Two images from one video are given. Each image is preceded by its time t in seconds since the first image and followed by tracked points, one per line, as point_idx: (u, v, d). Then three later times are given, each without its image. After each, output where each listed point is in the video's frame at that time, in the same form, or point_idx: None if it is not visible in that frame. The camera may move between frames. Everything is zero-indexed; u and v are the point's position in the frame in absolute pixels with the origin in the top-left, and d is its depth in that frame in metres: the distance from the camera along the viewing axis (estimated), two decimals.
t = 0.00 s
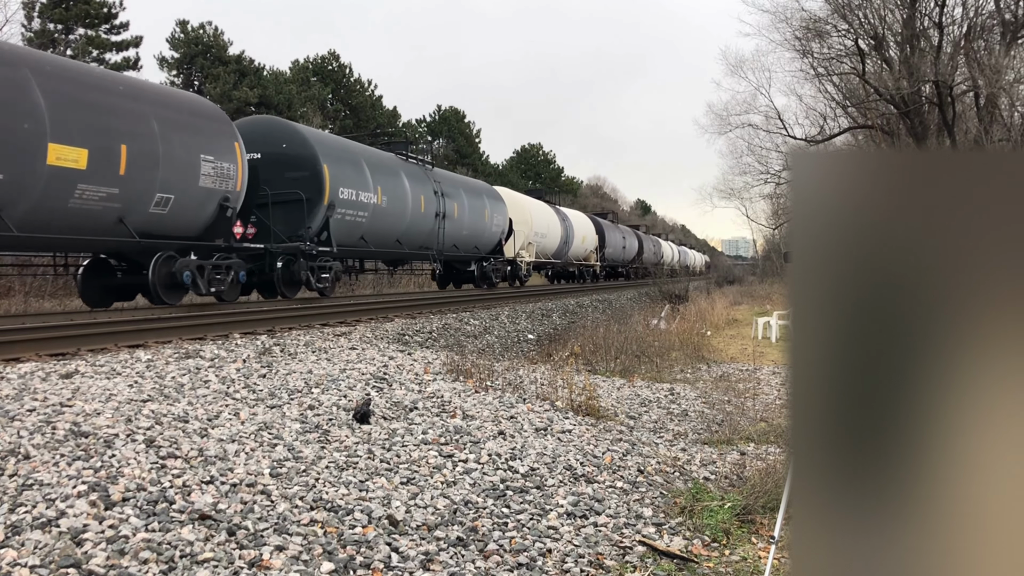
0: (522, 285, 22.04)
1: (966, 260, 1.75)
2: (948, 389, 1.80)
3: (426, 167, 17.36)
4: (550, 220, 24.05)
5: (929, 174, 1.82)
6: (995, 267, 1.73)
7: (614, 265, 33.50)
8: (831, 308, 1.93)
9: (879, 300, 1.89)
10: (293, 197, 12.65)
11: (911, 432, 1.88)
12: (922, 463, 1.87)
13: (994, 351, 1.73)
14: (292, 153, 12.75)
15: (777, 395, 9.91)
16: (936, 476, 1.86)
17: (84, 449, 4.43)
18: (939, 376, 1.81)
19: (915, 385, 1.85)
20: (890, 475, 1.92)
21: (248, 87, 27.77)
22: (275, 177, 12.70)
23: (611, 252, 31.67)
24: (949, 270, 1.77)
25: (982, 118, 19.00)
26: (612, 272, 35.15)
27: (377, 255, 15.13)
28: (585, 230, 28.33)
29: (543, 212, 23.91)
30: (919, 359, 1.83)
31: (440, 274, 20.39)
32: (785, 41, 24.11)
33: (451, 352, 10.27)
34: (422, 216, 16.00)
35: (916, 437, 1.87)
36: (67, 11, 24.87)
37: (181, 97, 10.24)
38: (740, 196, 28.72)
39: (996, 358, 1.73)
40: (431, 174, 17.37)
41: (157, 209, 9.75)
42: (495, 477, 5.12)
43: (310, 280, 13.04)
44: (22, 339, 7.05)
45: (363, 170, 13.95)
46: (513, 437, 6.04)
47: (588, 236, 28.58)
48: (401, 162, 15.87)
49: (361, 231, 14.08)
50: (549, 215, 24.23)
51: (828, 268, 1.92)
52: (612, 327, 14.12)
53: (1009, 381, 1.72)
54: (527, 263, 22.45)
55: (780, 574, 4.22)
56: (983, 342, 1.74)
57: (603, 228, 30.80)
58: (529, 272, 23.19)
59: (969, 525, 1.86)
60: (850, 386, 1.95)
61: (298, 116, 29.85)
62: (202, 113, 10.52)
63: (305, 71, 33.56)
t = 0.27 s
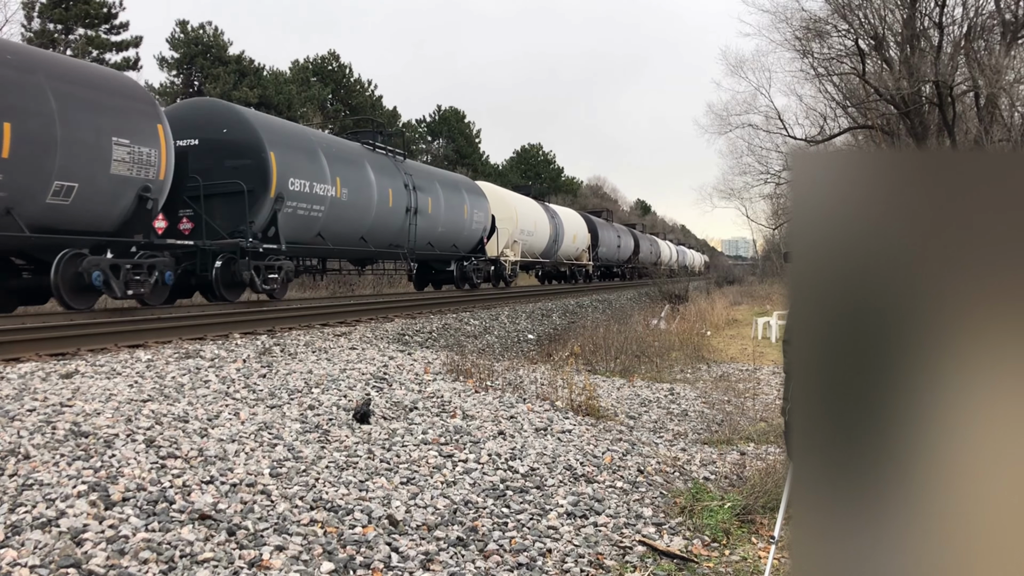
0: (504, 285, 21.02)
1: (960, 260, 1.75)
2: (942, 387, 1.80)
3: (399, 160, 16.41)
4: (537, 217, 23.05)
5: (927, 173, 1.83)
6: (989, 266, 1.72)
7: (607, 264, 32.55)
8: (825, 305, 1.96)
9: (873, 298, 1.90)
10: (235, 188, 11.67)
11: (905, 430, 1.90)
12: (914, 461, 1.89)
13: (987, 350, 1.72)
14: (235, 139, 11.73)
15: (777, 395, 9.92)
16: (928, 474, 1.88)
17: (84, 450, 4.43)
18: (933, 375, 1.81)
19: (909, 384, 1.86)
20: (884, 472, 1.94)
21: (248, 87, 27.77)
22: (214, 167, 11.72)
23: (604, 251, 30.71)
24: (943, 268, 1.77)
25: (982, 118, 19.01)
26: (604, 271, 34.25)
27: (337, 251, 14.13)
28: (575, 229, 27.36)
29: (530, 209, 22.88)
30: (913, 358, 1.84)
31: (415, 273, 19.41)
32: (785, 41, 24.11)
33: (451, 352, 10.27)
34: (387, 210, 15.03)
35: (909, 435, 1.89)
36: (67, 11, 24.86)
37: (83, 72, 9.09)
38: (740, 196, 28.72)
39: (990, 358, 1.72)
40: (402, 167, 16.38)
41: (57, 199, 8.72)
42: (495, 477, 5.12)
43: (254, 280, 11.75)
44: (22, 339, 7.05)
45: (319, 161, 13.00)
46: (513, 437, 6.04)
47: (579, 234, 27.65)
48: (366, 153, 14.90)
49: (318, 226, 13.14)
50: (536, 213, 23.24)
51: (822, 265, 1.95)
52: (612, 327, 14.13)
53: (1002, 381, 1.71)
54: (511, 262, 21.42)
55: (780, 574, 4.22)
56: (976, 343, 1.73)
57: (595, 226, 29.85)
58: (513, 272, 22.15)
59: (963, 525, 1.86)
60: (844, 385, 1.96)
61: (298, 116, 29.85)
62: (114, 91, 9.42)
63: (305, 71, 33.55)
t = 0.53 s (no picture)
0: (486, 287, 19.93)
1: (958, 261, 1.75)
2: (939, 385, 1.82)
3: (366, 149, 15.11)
4: (523, 214, 21.95)
5: (924, 174, 1.83)
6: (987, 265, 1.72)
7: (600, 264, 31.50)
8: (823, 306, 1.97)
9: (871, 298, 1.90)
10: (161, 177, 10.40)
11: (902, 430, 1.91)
12: (911, 459, 1.91)
13: (984, 350, 1.72)
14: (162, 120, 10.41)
15: (777, 395, 9.92)
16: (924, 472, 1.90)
17: (85, 450, 4.43)
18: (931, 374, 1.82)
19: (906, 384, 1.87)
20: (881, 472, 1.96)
21: (248, 87, 27.78)
22: (140, 154, 10.47)
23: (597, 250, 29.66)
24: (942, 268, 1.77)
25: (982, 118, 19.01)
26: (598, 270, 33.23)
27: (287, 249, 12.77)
28: (567, 227, 26.28)
29: (516, 206, 21.78)
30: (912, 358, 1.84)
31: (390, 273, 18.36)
32: (785, 41, 24.11)
33: (451, 351, 10.27)
34: (349, 204, 13.72)
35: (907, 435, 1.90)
36: (67, 11, 24.86)
37: None
38: (740, 195, 28.87)
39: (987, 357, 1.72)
40: (370, 157, 15.07)
41: None
42: (495, 477, 5.12)
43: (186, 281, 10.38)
44: (23, 338, 7.06)
45: (265, 149, 11.68)
46: (513, 437, 6.04)
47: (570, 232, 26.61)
48: (324, 140, 13.57)
49: (264, 221, 11.85)
50: (523, 210, 22.15)
51: (820, 265, 1.96)
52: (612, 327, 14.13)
53: (998, 380, 1.72)
54: (493, 262, 20.32)
55: (780, 574, 4.23)
56: (972, 342, 1.74)
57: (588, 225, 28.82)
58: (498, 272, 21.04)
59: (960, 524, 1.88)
60: (842, 386, 1.96)
61: (298, 116, 29.85)
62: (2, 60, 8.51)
63: (305, 71, 33.55)
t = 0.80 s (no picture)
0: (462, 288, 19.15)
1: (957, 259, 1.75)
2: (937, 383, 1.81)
3: (322, 136, 14.10)
4: (505, 211, 21.14)
5: (923, 175, 1.83)
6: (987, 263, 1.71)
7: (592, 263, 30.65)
8: (823, 304, 1.96)
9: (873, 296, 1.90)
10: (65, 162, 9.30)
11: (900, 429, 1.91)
12: (910, 458, 1.91)
13: (983, 347, 1.72)
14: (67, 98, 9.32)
15: (776, 395, 9.92)
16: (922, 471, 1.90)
17: (84, 449, 4.43)
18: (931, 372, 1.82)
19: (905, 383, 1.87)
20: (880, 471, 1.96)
21: (248, 87, 27.78)
22: (42, 136, 9.35)
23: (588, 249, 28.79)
24: (942, 266, 1.76)
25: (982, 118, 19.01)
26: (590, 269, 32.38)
27: (226, 244, 11.84)
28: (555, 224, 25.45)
29: (498, 202, 20.99)
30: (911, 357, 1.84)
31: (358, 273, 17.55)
32: (785, 41, 24.11)
33: (451, 351, 10.27)
34: (299, 196, 12.78)
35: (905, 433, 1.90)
36: (67, 11, 24.86)
37: None
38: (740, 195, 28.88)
39: (985, 355, 1.72)
40: (330, 146, 14.13)
41: None
42: (495, 477, 5.12)
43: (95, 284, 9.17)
44: (22, 338, 7.05)
45: (198, 134, 10.75)
46: (513, 437, 6.04)
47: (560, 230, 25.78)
48: (271, 126, 12.57)
49: (197, 214, 10.94)
50: (506, 206, 21.35)
51: (820, 266, 1.96)
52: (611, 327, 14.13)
53: (996, 378, 1.73)
54: (472, 261, 19.51)
55: (780, 574, 4.22)
56: (970, 341, 1.74)
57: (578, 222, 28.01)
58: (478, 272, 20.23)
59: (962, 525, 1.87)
60: (844, 387, 1.96)
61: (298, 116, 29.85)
62: None
63: (305, 71, 33.55)
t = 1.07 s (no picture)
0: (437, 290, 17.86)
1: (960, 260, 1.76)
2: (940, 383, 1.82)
3: (276, 123, 12.66)
4: (488, 208, 20.03)
5: (926, 177, 1.84)
6: (990, 265, 1.73)
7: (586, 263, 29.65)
8: (827, 307, 1.93)
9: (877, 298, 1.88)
10: None
11: (904, 428, 1.91)
12: (912, 459, 1.91)
13: (987, 349, 1.73)
14: None
15: (776, 395, 9.91)
16: (926, 469, 1.90)
17: (84, 450, 4.43)
18: (934, 372, 1.82)
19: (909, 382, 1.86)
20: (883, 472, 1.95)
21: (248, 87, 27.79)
22: None
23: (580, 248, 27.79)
24: (944, 266, 1.77)
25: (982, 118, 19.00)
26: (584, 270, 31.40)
27: (150, 241, 10.34)
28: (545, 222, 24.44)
29: (480, 198, 19.88)
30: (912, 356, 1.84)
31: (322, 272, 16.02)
32: (785, 41, 24.12)
33: (451, 351, 10.27)
34: (239, 187, 11.29)
35: (906, 433, 1.91)
36: (67, 11, 24.86)
37: None
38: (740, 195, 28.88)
39: (988, 355, 1.73)
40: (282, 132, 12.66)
41: None
42: (495, 477, 5.12)
43: None
44: (22, 338, 7.05)
45: (111, 114, 9.26)
46: (513, 438, 6.04)
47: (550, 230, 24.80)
48: (211, 110, 11.12)
49: (109, 207, 9.44)
50: (489, 203, 20.26)
51: (824, 269, 1.93)
52: (611, 327, 14.13)
53: (1000, 377, 1.73)
54: (449, 260, 18.21)
55: (780, 574, 4.22)
56: (973, 341, 1.75)
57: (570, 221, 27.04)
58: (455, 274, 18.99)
59: (965, 524, 1.88)
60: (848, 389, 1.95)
61: (298, 116, 29.86)
62: None
63: (305, 71, 33.55)
